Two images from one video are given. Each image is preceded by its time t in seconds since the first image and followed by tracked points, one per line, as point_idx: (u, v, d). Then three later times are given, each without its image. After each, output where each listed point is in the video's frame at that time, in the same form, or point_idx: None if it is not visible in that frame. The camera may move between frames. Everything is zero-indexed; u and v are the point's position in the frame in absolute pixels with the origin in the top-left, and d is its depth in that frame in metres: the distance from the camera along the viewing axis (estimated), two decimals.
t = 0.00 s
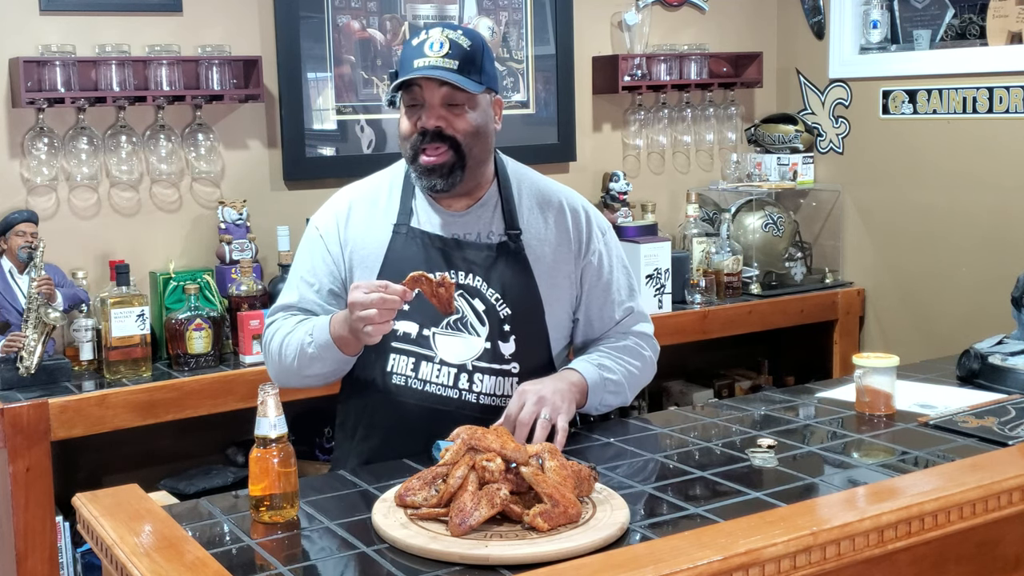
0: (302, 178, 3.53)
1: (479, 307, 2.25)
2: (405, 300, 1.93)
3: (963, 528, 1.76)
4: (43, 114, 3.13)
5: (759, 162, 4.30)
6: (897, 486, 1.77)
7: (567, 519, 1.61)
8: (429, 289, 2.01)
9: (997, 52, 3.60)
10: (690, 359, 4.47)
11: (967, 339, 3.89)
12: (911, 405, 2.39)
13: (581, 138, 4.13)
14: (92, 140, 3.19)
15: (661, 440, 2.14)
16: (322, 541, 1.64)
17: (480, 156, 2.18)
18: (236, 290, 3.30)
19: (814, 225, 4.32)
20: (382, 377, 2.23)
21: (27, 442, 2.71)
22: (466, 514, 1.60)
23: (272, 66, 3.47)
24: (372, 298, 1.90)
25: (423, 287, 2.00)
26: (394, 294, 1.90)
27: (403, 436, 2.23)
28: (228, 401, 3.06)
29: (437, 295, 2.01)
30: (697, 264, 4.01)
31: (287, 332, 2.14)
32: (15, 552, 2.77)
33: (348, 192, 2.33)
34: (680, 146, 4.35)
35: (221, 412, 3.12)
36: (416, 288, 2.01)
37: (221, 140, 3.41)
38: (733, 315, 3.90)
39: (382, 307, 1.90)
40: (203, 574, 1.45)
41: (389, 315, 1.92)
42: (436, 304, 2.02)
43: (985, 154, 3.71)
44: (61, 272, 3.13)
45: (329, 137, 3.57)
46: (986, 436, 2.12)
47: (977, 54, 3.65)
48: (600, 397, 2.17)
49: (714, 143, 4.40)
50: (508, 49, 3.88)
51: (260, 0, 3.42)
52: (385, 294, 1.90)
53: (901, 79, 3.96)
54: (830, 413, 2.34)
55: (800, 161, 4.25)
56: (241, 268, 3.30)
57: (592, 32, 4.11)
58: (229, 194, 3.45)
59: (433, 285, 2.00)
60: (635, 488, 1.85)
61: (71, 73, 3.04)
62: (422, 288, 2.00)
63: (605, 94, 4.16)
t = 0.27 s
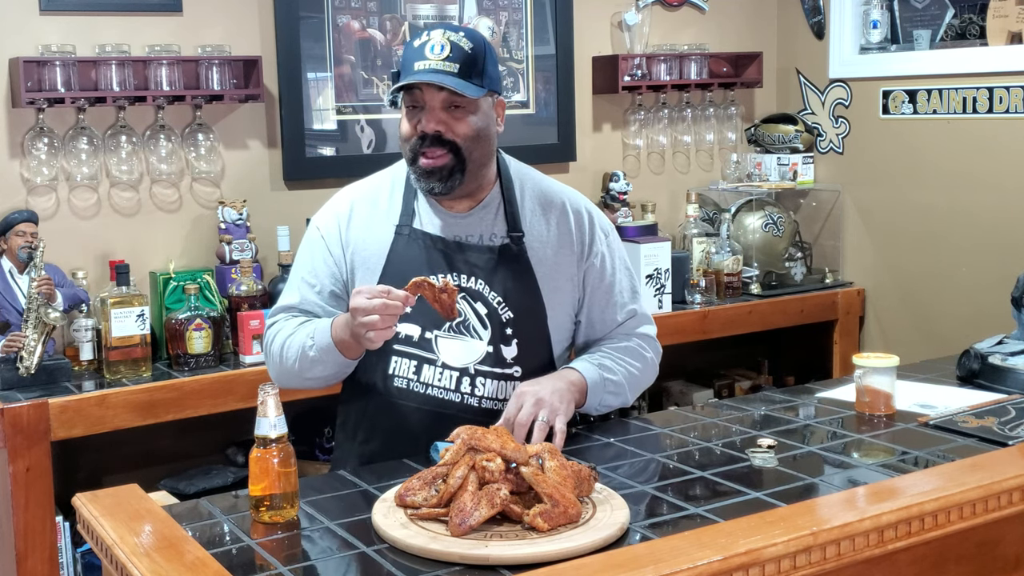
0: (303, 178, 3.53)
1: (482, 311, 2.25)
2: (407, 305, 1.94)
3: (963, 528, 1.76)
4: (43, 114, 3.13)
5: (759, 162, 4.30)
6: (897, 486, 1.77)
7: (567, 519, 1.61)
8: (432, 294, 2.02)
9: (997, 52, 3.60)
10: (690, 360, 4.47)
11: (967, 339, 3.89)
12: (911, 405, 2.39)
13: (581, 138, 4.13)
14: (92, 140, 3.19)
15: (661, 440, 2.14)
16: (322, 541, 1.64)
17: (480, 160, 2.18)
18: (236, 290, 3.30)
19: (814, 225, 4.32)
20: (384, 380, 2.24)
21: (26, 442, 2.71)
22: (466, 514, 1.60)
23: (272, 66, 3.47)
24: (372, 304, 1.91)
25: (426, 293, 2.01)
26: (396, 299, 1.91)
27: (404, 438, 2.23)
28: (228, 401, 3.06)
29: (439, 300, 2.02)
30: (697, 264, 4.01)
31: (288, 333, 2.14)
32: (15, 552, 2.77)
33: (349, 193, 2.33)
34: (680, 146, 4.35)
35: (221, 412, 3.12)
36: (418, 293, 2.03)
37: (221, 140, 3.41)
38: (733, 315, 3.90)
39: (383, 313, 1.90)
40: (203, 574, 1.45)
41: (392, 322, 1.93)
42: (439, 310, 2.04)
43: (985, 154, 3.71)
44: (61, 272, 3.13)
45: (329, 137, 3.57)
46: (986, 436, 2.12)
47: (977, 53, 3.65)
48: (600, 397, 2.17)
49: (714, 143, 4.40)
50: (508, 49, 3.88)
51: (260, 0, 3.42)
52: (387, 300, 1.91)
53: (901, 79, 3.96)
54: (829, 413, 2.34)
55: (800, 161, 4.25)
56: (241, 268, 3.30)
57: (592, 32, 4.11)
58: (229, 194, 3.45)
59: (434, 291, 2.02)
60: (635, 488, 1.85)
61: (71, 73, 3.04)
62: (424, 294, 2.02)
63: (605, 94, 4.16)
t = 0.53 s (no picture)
0: (303, 178, 3.53)
1: (484, 312, 2.25)
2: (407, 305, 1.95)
3: (963, 528, 1.76)
4: (43, 114, 3.13)
5: (759, 162, 4.30)
6: (897, 486, 1.77)
7: (567, 519, 1.61)
8: (434, 294, 2.01)
9: (997, 52, 3.60)
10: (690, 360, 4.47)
11: (967, 339, 3.89)
12: (911, 405, 2.40)
13: (581, 138, 4.13)
14: (92, 140, 3.19)
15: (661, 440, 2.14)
16: (321, 541, 1.64)
17: (488, 177, 2.18)
18: (236, 290, 3.30)
19: (814, 225, 4.32)
20: (386, 380, 2.24)
21: (26, 442, 2.71)
22: (466, 514, 1.60)
23: (272, 66, 3.47)
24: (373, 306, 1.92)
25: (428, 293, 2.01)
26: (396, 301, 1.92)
27: (404, 438, 2.23)
28: (228, 401, 3.06)
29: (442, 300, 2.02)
30: (697, 264, 4.01)
31: (291, 333, 2.14)
32: (15, 552, 2.77)
33: (352, 191, 2.33)
34: (680, 146, 4.35)
35: (222, 412, 3.12)
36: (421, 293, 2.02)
37: (221, 140, 3.41)
38: (733, 315, 3.90)
39: (386, 317, 1.91)
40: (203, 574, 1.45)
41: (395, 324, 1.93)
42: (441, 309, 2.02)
43: (985, 154, 3.71)
44: (61, 272, 3.13)
45: (329, 137, 3.57)
46: (986, 436, 2.12)
47: (977, 53, 3.65)
48: (599, 396, 2.17)
49: (714, 143, 4.41)
50: (508, 49, 3.88)
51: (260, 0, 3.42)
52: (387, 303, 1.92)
53: (901, 79, 3.96)
54: (829, 413, 2.34)
55: (800, 161, 4.25)
56: (241, 268, 3.30)
57: (592, 32, 4.11)
58: (229, 194, 3.45)
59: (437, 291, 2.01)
60: (636, 488, 1.85)
61: (71, 73, 3.04)
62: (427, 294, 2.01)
63: (605, 94, 4.15)
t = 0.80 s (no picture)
0: (303, 178, 3.53)
1: (485, 310, 2.25)
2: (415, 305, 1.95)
3: (963, 528, 1.76)
4: (43, 114, 3.13)
5: (759, 162, 4.30)
6: (897, 486, 1.77)
7: (567, 519, 1.61)
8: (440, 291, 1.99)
9: (997, 52, 3.60)
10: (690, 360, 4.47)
11: (967, 339, 3.89)
12: (911, 405, 2.39)
13: (581, 138, 4.13)
14: (92, 140, 3.19)
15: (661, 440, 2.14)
16: (321, 542, 1.64)
17: (492, 176, 2.19)
18: (236, 290, 3.30)
19: (814, 225, 4.32)
20: (387, 379, 2.23)
21: (27, 442, 2.71)
22: (466, 514, 1.60)
23: (272, 66, 3.47)
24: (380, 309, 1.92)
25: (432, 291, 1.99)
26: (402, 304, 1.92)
27: (404, 438, 2.22)
28: (228, 401, 3.06)
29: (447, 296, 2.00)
30: (697, 264, 4.01)
31: (296, 333, 2.13)
32: (15, 552, 2.77)
33: (353, 190, 2.32)
34: (680, 146, 4.35)
35: (222, 412, 3.12)
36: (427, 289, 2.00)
37: (221, 140, 3.41)
38: (733, 315, 3.90)
39: (396, 320, 1.91)
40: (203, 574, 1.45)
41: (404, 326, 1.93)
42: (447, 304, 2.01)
43: (984, 154, 3.71)
44: (61, 272, 3.13)
45: (329, 137, 3.57)
46: (986, 436, 2.12)
47: (977, 54, 3.65)
48: (601, 395, 2.17)
49: (714, 143, 4.41)
50: (508, 49, 3.88)
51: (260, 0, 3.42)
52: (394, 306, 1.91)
53: (901, 79, 3.96)
54: (829, 413, 2.34)
55: (800, 161, 4.25)
56: (241, 268, 3.30)
57: (592, 32, 4.11)
58: (229, 194, 3.45)
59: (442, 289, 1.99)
60: (636, 488, 1.85)
61: (71, 73, 3.04)
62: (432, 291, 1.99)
63: (605, 94, 4.15)
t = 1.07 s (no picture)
0: (303, 178, 3.53)
1: (485, 310, 2.25)
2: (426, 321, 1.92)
3: (963, 528, 1.76)
4: (43, 114, 3.13)
5: (759, 162, 4.30)
6: (897, 486, 1.77)
7: (567, 519, 1.61)
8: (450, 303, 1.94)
9: (997, 52, 3.60)
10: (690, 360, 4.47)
11: (967, 339, 3.89)
12: (911, 405, 2.40)
13: (581, 138, 4.13)
14: (92, 140, 3.19)
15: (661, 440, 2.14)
16: (321, 542, 1.64)
17: (495, 176, 2.19)
18: (236, 290, 3.30)
19: (814, 225, 4.32)
20: (386, 378, 2.23)
21: (27, 442, 2.71)
22: (466, 514, 1.60)
23: (272, 66, 3.47)
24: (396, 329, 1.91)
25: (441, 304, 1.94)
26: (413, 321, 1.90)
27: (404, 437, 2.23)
28: (228, 401, 3.06)
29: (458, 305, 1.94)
30: (697, 264, 4.01)
31: (298, 338, 2.13)
32: (15, 552, 2.77)
33: (355, 191, 2.32)
34: (680, 146, 4.35)
35: (222, 412, 3.12)
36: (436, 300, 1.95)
37: (221, 140, 3.41)
38: (733, 315, 3.90)
39: (416, 342, 1.91)
40: (203, 574, 1.45)
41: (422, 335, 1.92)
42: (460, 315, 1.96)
43: (984, 154, 3.71)
44: (61, 272, 3.13)
45: (329, 137, 3.57)
46: (986, 436, 2.12)
47: (977, 53, 3.65)
48: (601, 391, 2.17)
49: (714, 143, 4.41)
50: (508, 49, 3.88)
51: (260, 0, 3.42)
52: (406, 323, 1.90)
53: (901, 79, 3.96)
54: (829, 413, 2.34)
55: (800, 161, 4.25)
56: (241, 268, 3.29)
57: (592, 32, 4.11)
58: (229, 194, 3.45)
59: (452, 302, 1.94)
60: (636, 488, 1.85)
61: (71, 73, 3.04)
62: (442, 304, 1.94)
63: (605, 94, 4.15)
